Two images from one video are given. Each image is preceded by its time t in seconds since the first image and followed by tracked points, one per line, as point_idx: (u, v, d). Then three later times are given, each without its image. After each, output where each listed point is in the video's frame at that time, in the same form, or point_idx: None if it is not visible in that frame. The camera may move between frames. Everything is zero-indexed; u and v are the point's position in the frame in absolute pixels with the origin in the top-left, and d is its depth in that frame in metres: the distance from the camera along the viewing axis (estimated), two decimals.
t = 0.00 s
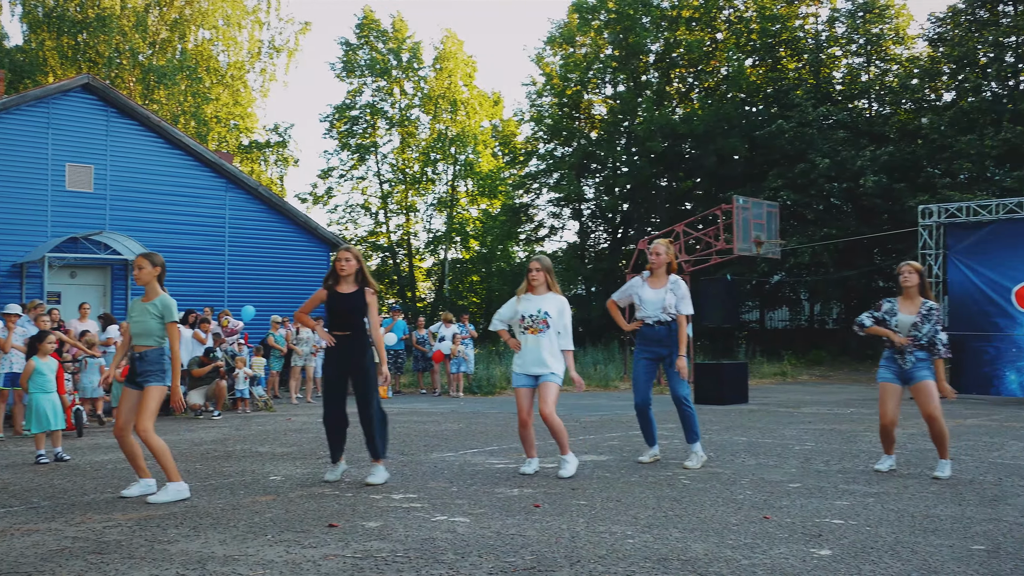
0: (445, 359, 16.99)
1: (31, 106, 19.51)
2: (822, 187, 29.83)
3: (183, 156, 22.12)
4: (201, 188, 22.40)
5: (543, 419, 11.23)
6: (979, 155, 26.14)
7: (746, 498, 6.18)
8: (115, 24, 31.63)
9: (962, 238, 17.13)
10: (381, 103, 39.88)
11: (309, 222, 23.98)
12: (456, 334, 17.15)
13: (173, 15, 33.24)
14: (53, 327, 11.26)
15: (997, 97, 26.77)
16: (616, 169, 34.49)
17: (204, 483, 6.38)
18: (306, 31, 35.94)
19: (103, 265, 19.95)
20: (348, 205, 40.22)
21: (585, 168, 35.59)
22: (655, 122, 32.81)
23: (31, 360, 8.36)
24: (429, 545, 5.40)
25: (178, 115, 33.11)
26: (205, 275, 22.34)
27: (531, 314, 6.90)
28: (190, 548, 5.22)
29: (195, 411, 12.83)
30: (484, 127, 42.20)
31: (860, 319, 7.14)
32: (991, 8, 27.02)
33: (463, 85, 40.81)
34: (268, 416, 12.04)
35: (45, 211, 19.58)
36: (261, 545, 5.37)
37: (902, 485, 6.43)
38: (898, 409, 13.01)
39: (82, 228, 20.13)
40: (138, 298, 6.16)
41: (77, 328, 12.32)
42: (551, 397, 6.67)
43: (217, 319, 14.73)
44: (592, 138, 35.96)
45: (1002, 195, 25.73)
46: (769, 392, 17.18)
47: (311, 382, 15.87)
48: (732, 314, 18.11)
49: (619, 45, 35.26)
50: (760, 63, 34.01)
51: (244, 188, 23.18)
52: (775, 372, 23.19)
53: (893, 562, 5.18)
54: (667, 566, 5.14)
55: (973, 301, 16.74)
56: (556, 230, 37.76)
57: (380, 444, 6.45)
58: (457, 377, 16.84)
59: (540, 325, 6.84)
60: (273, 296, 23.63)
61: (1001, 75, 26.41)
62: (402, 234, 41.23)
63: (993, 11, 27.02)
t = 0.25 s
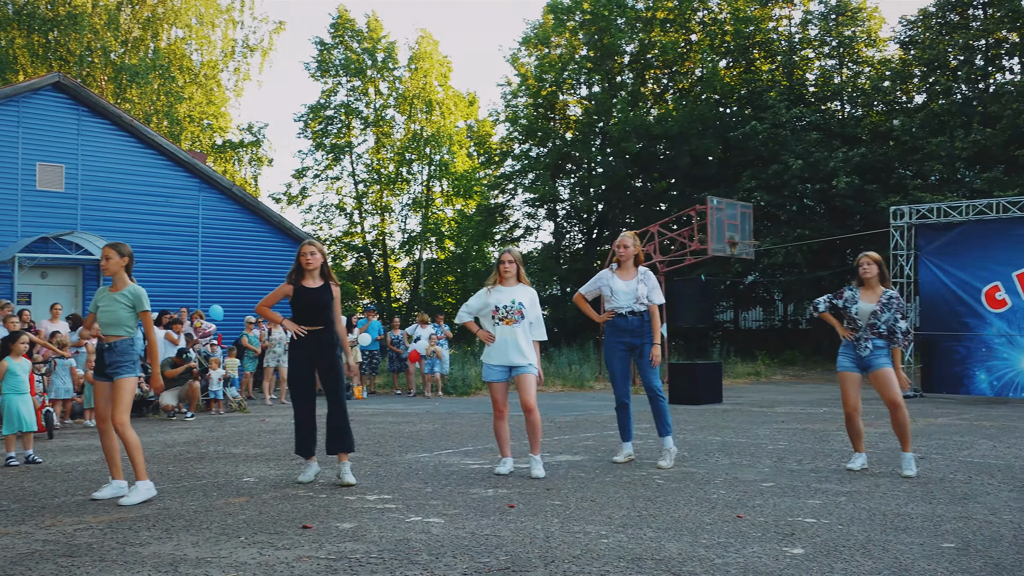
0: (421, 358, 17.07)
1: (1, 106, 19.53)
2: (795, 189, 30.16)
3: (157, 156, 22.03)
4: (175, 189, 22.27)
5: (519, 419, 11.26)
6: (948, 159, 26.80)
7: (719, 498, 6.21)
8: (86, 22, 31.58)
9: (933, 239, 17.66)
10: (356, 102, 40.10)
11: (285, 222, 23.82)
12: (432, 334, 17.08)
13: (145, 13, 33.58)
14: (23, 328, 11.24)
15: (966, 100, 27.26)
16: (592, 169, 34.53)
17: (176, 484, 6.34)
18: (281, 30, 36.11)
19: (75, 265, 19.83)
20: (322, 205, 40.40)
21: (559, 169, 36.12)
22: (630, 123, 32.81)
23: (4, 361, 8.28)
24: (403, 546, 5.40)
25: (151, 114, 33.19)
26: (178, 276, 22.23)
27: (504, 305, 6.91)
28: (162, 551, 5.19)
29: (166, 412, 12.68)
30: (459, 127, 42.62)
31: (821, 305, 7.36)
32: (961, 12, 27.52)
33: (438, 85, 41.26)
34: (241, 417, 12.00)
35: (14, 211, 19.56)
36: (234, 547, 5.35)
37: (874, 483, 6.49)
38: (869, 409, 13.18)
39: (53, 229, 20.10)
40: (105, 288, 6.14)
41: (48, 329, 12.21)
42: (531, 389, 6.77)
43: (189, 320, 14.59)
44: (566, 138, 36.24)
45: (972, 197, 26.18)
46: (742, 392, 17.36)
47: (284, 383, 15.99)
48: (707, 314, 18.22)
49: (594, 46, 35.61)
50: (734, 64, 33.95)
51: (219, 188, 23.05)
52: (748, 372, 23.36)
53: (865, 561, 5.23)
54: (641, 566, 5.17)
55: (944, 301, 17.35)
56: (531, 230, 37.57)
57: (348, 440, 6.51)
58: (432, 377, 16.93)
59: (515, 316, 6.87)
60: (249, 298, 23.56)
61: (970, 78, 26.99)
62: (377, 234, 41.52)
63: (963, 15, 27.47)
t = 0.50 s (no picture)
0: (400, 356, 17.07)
1: None
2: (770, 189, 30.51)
3: (131, 155, 21.89)
4: (149, 188, 22.14)
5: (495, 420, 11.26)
6: (922, 159, 27.20)
7: (695, 497, 6.23)
8: (60, 20, 31.43)
9: (907, 240, 17.80)
10: (333, 102, 40.10)
11: (260, 222, 23.75)
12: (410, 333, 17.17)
13: (120, 12, 33.36)
14: None
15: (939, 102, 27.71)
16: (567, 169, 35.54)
17: (150, 486, 6.31)
18: (257, 29, 36.07)
19: (48, 265, 19.66)
20: (299, 205, 40.33)
21: (536, 169, 36.36)
22: (607, 124, 33.15)
23: None
24: (379, 546, 5.40)
25: (125, 113, 33.15)
26: (153, 275, 22.07)
27: (480, 309, 6.91)
28: (136, 553, 5.16)
29: (141, 413, 12.64)
30: (436, 127, 42.71)
31: (793, 306, 7.47)
32: (935, 15, 28.11)
33: (415, 84, 41.38)
34: (217, 418, 11.93)
35: None
36: (209, 549, 5.32)
37: (848, 482, 6.54)
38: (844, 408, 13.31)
39: (25, 228, 19.89)
40: (76, 287, 6.09)
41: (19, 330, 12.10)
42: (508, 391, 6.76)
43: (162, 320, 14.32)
44: (543, 138, 36.35)
45: (947, 197, 26.56)
46: (719, 391, 17.49)
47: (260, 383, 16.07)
48: (684, 314, 18.33)
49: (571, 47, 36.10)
50: (710, 65, 33.93)
51: (194, 187, 22.94)
52: (723, 371, 23.56)
53: (839, 560, 5.29)
54: (617, 566, 5.20)
55: (917, 302, 17.51)
56: (508, 231, 38.09)
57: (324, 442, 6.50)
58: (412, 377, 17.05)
59: (491, 319, 6.87)
60: (226, 298, 23.46)
61: (943, 80, 27.50)
62: (354, 234, 41.24)
63: (937, 17, 28.08)
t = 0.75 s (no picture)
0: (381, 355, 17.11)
1: None
2: (749, 189, 30.80)
3: (108, 152, 21.76)
4: (126, 185, 22.01)
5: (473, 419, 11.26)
6: (898, 161, 27.55)
7: (672, 496, 6.25)
8: (34, 15, 31.38)
9: (883, 240, 18.01)
10: (312, 100, 39.93)
11: (237, 220, 23.65)
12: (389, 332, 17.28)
13: (95, 7, 33.39)
14: None
15: (915, 104, 28.09)
16: (547, 169, 35.67)
17: (126, 485, 6.27)
18: (235, 25, 35.90)
19: (21, 263, 19.48)
20: (276, 203, 40.22)
21: (515, 168, 36.51)
22: (586, 123, 33.13)
23: None
24: (356, 545, 5.39)
25: (101, 109, 33.03)
26: (128, 274, 21.92)
27: (456, 286, 6.91)
28: (111, 553, 5.12)
29: (117, 412, 12.57)
30: (415, 126, 42.61)
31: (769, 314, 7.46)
32: (911, 18, 28.52)
33: (394, 83, 41.24)
34: (193, 417, 11.85)
35: None
36: (184, 548, 5.30)
37: (823, 481, 6.58)
38: (821, 407, 13.42)
39: None
40: (51, 285, 6.06)
41: None
42: (488, 374, 6.82)
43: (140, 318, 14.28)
44: (523, 138, 36.58)
45: (922, 198, 26.90)
46: (696, 391, 17.59)
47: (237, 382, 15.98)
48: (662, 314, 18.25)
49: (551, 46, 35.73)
50: (690, 65, 34.39)
51: (171, 185, 22.80)
52: (700, 371, 23.71)
53: (815, 557, 5.37)
54: (594, 564, 5.23)
55: (893, 303, 17.67)
56: (487, 229, 38.02)
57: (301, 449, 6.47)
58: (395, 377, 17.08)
59: (464, 297, 6.88)
60: (205, 296, 23.33)
61: (920, 83, 27.92)
62: (332, 233, 41.02)
63: (913, 20, 28.52)
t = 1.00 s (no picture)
0: (352, 354, 17.31)
1: None
2: (716, 189, 31.13)
3: (75, 150, 21.80)
4: (93, 183, 22.01)
5: (443, 418, 11.28)
6: (864, 161, 28.20)
7: (641, 493, 6.28)
8: None
9: (850, 239, 18.18)
10: (281, 98, 39.63)
11: (206, 219, 23.49)
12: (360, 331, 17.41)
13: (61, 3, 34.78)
14: None
15: (882, 104, 28.65)
16: (518, 168, 35.35)
17: (91, 486, 6.22)
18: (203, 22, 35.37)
19: None
20: (245, 202, 39.85)
21: (485, 166, 36.46)
22: (556, 122, 33.68)
23: None
24: (325, 545, 5.39)
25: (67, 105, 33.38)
26: (95, 272, 21.83)
27: (422, 299, 6.94)
28: (76, 554, 5.09)
29: (84, 412, 12.49)
30: (385, 124, 42.87)
31: (742, 291, 7.55)
32: (878, 19, 29.04)
33: (364, 80, 41.43)
34: (160, 417, 11.79)
35: None
36: (151, 549, 5.27)
37: (791, 477, 6.65)
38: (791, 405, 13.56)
39: None
40: (14, 276, 5.99)
41: None
42: (460, 384, 6.79)
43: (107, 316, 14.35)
44: (493, 135, 36.71)
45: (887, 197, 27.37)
46: (666, 389, 17.72)
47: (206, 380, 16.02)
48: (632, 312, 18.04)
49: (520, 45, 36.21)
50: (660, 65, 35.08)
51: (139, 184, 22.74)
52: (669, 369, 23.96)
53: (781, 553, 5.47)
54: (563, 562, 5.28)
55: (860, 301, 17.90)
56: (457, 228, 38.05)
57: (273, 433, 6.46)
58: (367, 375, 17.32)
59: (429, 309, 6.88)
60: (177, 294, 23.17)
61: (886, 83, 28.34)
62: (301, 231, 40.94)
63: (880, 21, 29.00)
